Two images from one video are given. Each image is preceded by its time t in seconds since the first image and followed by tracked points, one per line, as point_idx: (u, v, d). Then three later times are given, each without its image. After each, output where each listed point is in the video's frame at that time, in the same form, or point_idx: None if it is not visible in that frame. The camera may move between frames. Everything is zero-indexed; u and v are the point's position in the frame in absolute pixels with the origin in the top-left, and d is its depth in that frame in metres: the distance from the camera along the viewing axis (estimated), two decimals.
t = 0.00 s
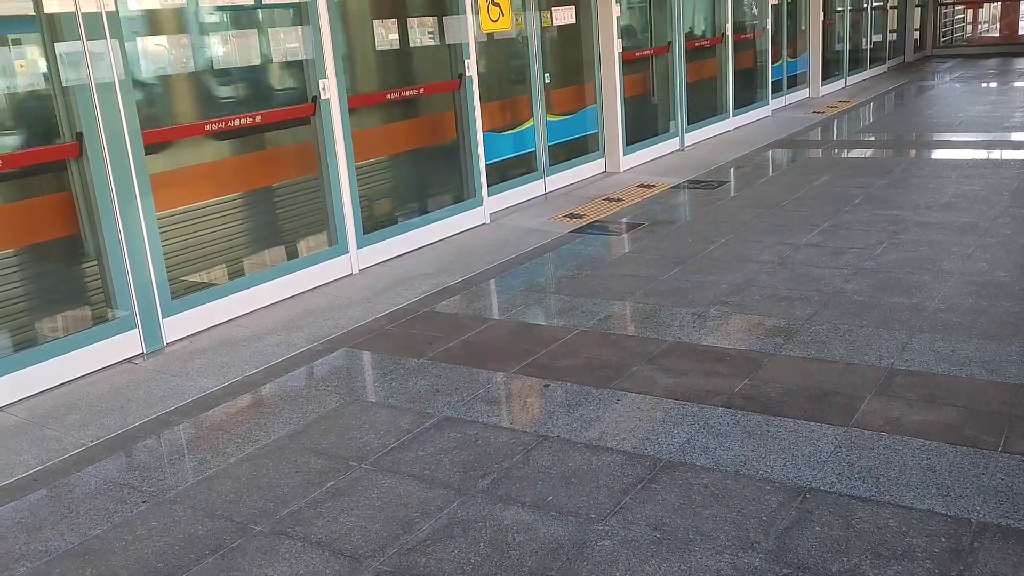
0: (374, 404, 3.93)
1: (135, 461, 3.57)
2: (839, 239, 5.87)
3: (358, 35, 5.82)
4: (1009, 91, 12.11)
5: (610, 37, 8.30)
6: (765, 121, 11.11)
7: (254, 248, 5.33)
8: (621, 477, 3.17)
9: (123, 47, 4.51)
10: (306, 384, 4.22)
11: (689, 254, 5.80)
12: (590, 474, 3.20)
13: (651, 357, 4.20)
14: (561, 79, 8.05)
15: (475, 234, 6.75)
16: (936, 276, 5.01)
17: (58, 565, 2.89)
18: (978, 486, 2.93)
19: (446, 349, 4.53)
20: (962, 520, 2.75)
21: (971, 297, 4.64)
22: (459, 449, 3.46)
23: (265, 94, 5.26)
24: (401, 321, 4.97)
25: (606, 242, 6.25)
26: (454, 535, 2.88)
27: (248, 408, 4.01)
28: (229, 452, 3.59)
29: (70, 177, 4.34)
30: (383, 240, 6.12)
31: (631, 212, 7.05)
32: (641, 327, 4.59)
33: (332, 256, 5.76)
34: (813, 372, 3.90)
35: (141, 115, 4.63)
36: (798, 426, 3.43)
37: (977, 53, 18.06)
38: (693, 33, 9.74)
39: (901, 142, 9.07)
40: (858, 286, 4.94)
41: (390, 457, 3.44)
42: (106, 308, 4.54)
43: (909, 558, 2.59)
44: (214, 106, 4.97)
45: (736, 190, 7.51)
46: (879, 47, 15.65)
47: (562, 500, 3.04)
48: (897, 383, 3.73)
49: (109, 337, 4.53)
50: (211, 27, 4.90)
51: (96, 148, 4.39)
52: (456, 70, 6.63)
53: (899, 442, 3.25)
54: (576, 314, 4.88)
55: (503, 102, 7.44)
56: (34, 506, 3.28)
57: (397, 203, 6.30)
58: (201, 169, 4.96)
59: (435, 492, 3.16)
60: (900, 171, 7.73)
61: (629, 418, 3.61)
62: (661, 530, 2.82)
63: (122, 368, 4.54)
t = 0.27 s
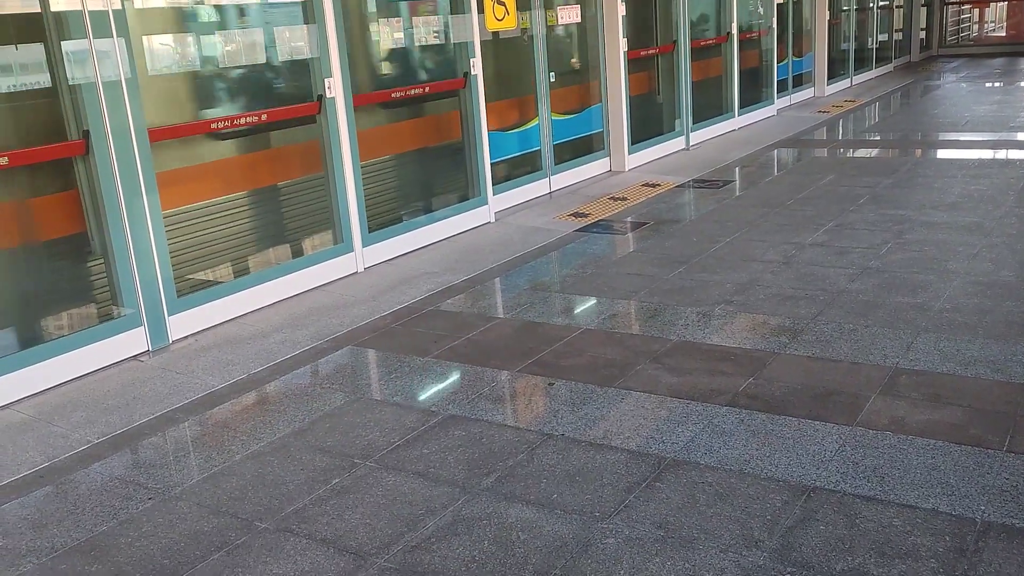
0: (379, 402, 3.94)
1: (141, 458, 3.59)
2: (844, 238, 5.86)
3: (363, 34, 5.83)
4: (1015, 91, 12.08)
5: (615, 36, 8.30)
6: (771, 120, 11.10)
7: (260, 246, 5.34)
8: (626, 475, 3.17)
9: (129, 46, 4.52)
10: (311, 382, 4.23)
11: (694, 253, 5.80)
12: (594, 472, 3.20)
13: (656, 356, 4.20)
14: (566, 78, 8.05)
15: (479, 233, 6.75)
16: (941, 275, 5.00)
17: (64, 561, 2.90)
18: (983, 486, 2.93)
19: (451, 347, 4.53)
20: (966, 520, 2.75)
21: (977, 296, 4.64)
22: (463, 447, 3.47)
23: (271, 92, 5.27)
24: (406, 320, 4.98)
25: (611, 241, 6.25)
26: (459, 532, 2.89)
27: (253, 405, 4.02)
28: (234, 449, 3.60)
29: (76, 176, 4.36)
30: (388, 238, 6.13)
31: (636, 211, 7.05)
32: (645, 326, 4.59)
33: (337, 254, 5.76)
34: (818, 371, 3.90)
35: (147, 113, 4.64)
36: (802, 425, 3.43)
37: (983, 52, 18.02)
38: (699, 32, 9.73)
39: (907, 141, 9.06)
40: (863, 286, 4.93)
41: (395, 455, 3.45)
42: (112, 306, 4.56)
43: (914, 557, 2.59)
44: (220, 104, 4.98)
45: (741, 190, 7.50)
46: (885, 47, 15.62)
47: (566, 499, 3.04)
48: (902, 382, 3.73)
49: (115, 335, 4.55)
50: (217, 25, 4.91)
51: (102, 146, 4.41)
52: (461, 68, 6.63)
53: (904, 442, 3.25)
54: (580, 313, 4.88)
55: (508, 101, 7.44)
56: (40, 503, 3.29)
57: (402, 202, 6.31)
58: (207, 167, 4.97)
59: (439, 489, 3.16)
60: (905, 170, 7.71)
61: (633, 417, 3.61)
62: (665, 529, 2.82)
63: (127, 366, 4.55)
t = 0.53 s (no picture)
0: (382, 401, 3.95)
1: (145, 456, 3.60)
2: (847, 238, 5.86)
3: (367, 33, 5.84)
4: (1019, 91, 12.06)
5: (619, 35, 8.29)
6: (775, 120, 11.09)
7: (264, 246, 5.35)
8: (628, 475, 3.17)
9: (134, 46, 4.54)
10: (315, 381, 4.24)
11: (698, 253, 5.80)
12: (597, 472, 3.21)
13: (659, 356, 4.21)
14: (570, 78, 8.05)
15: (483, 232, 6.76)
16: (946, 275, 5.00)
17: (68, 559, 2.91)
18: (986, 486, 2.93)
19: (454, 346, 4.54)
20: (969, 520, 2.75)
21: (980, 297, 4.63)
22: (466, 446, 3.48)
23: (275, 92, 5.28)
24: (410, 319, 4.99)
25: (614, 241, 6.25)
26: (462, 531, 2.89)
27: (257, 404, 4.02)
28: (238, 448, 3.61)
29: (81, 175, 4.37)
30: (392, 237, 6.14)
31: (639, 210, 7.05)
32: (649, 326, 4.60)
33: (340, 254, 5.77)
34: (821, 371, 3.90)
35: (152, 112, 4.66)
36: (805, 425, 3.43)
37: (987, 53, 17.98)
38: (703, 32, 9.72)
39: (911, 142, 9.05)
40: (867, 286, 4.93)
41: (398, 454, 3.45)
42: (117, 305, 4.57)
43: (916, 557, 2.59)
44: (224, 103, 4.99)
45: (745, 190, 7.50)
46: (890, 47, 15.59)
47: (569, 498, 3.04)
48: (905, 382, 3.73)
49: (119, 334, 4.56)
50: (222, 25, 4.92)
51: (106, 145, 4.42)
52: (465, 68, 6.64)
53: (907, 442, 3.25)
54: (584, 312, 4.89)
55: (512, 101, 7.44)
56: (45, 501, 3.31)
57: (406, 201, 6.31)
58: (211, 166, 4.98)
59: (442, 488, 3.17)
60: (910, 170, 7.70)
61: (637, 417, 3.61)
62: (668, 528, 2.83)
63: (131, 365, 4.57)
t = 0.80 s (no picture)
0: (386, 397, 3.96)
1: (150, 451, 3.61)
2: (851, 236, 5.85)
3: (371, 31, 5.84)
4: None
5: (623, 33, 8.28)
6: (779, 118, 11.07)
7: (268, 242, 5.36)
8: (632, 470, 3.18)
9: (139, 43, 4.55)
10: (319, 377, 4.25)
11: (701, 250, 5.80)
12: (600, 467, 3.21)
13: (662, 352, 4.21)
14: (573, 76, 8.05)
15: (486, 229, 6.76)
16: (949, 273, 5.00)
17: (73, 553, 2.93)
18: (989, 483, 2.93)
19: (457, 342, 4.55)
20: (972, 516, 2.75)
21: (984, 294, 4.63)
22: (469, 441, 3.48)
23: (279, 88, 5.29)
24: (413, 316, 4.99)
25: (618, 238, 6.25)
26: (465, 526, 2.90)
27: (261, 399, 4.04)
28: (242, 443, 3.62)
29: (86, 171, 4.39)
30: (395, 234, 6.14)
31: (643, 208, 7.05)
32: (652, 323, 4.60)
33: (343, 250, 5.77)
34: (825, 368, 3.90)
35: (156, 109, 4.67)
36: (808, 421, 3.44)
37: (992, 51, 17.93)
38: (707, 30, 9.71)
39: (915, 139, 9.03)
40: (871, 283, 4.93)
41: (402, 449, 3.46)
42: (121, 301, 4.58)
43: (919, 552, 2.60)
44: (228, 99, 5.00)
45: (749, 187, 7.50)
46: (894, 45, 15.57)
47: (572, 493, 3.05)
48: (908, 379, 3.73)
49: (123, 330, 4.57)
50: (226, 22, 4.93)
51: (111, 142, 4.43)
52: (469, 65, 6.64)
53: (910, 438, 3.25)
54: (587, 309, 4.89)
55: (515, 98, 7.45)
56: (50, 495, 3.32)
57: (409, 199, 6.32)
58: (215, 162, 4.99)
59: (446, 483, 3.18)
60: (914, 168, 7.69)
61: (640, 413, 3.62)
62: (671, 523, 2.83)
63: (135, 360, 4.58)
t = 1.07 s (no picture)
0: (377, 396, 3.95)
1: (139, 450, 3.59)
2: (844, 233, 5.85)
3: (363, 29, 5.83)
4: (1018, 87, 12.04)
5: (616, 31, 8.26)
6: (774, 116, 11.07)
7: (260, 241, 5.36)
8: (622, 468, 3.17)
9: (130, 41, 4.53)
10: (310, 375, 4.23)
11: (694, 248, 5.80)
12: (590, 466, 3.20)
13: (655, 350, 4.20)
14: (567, 74, 8.04)
15: (480, 227, 6.74)
16: (942, 270, 4.99)
17: (60, 553, 2.91)
18: (979, 481, 2.92)
19: (450, 341, 4.53)
20: (962, 514, 2.75)
21: (976, 292, 4.63)
22: (460, 440, 3.47)
23: (271, 86, 5.27)
24: (405, 314, 4.98)
25: (611, 236, 6.24)
26: (455, 525, 2.89)
27: (252, 398, 4.02)
28: (232, 442, 3.61)
29: (76, 170, 4.37)
30: (388, 232, 6.11)
31: (637, 205, 7.04)
32: (645, 321, 4.59)
33: (336, 249, 5.74)
34: (816, 366, 3.90)
35: (148, 107, 4.65)
36: (800, 419, 3.43)
37: (987, 49, 17.94)
38: (701, 28, 9.71)
39: (910, 137, 9.04)
40: (864, 281, 4.92)
41: (392, 447, 3.45)
42: (112, 300, 4.57)
43: (909, 551, 2.59)
44: (219, 97, 4.97)
45: (743, 185, 7.50)
46: (889, 43, 15.58)
47: (563, 491, 3.04)
48: (900, 377, 3.72)
49: (114, 328, 4.55)
50: (218, 20, 4.92)
51: (101, 140, 4.41)
52: (461, 63, 6.61)
53: (901, 436, 3.24)
54: (580, 307, 4.88)
55: (509, 96, 7.44)
56: (38, 494, 3.30)
57: (403, 197, 6.31)
58: (206, 160, 4.97)
59: (436, 482, 3.17)
60: (907, 166, 7.69)
61: (631, 411, 3.61)
62: (661, 522, 2.82)
63: (127, 359, 4.56)
